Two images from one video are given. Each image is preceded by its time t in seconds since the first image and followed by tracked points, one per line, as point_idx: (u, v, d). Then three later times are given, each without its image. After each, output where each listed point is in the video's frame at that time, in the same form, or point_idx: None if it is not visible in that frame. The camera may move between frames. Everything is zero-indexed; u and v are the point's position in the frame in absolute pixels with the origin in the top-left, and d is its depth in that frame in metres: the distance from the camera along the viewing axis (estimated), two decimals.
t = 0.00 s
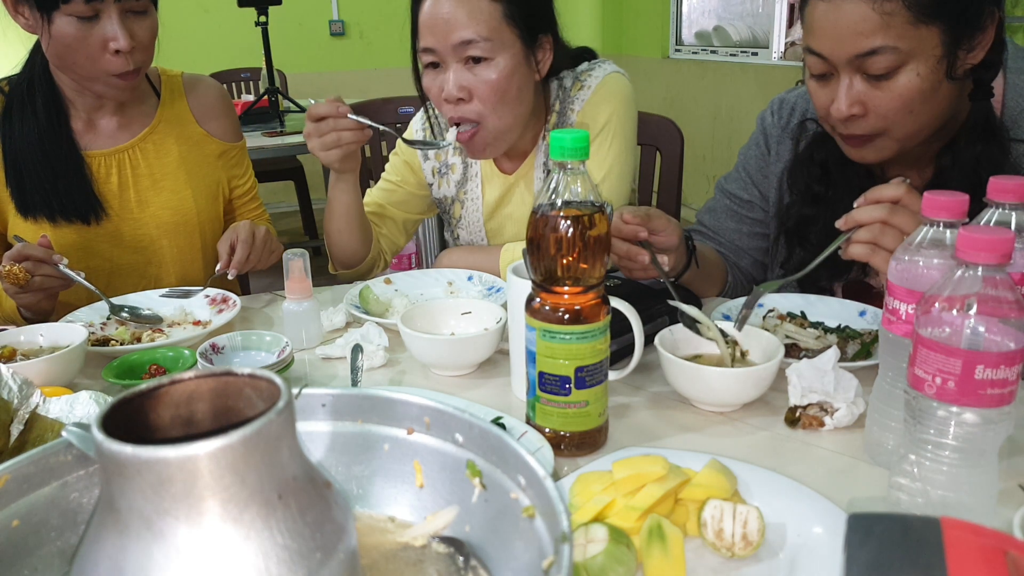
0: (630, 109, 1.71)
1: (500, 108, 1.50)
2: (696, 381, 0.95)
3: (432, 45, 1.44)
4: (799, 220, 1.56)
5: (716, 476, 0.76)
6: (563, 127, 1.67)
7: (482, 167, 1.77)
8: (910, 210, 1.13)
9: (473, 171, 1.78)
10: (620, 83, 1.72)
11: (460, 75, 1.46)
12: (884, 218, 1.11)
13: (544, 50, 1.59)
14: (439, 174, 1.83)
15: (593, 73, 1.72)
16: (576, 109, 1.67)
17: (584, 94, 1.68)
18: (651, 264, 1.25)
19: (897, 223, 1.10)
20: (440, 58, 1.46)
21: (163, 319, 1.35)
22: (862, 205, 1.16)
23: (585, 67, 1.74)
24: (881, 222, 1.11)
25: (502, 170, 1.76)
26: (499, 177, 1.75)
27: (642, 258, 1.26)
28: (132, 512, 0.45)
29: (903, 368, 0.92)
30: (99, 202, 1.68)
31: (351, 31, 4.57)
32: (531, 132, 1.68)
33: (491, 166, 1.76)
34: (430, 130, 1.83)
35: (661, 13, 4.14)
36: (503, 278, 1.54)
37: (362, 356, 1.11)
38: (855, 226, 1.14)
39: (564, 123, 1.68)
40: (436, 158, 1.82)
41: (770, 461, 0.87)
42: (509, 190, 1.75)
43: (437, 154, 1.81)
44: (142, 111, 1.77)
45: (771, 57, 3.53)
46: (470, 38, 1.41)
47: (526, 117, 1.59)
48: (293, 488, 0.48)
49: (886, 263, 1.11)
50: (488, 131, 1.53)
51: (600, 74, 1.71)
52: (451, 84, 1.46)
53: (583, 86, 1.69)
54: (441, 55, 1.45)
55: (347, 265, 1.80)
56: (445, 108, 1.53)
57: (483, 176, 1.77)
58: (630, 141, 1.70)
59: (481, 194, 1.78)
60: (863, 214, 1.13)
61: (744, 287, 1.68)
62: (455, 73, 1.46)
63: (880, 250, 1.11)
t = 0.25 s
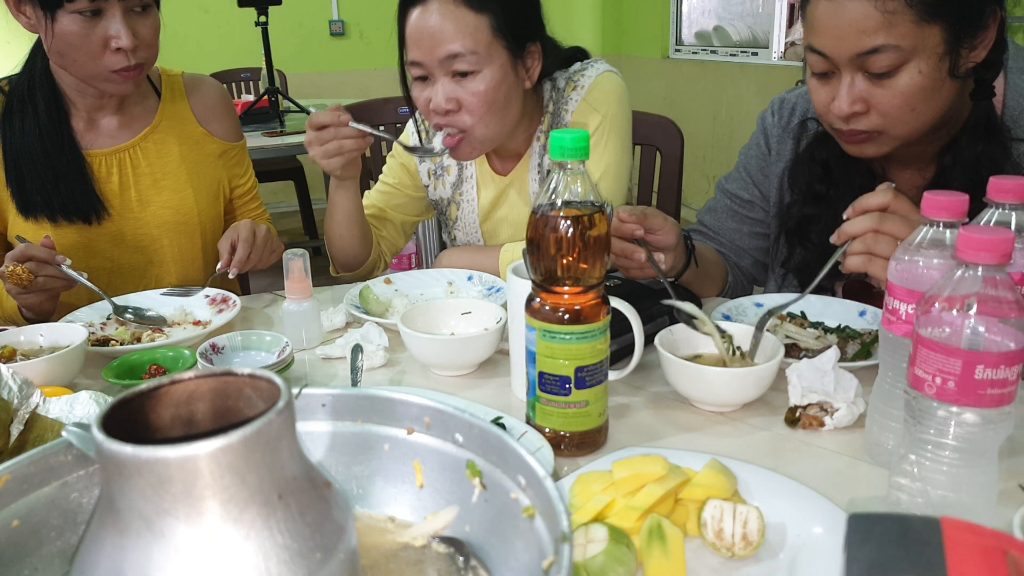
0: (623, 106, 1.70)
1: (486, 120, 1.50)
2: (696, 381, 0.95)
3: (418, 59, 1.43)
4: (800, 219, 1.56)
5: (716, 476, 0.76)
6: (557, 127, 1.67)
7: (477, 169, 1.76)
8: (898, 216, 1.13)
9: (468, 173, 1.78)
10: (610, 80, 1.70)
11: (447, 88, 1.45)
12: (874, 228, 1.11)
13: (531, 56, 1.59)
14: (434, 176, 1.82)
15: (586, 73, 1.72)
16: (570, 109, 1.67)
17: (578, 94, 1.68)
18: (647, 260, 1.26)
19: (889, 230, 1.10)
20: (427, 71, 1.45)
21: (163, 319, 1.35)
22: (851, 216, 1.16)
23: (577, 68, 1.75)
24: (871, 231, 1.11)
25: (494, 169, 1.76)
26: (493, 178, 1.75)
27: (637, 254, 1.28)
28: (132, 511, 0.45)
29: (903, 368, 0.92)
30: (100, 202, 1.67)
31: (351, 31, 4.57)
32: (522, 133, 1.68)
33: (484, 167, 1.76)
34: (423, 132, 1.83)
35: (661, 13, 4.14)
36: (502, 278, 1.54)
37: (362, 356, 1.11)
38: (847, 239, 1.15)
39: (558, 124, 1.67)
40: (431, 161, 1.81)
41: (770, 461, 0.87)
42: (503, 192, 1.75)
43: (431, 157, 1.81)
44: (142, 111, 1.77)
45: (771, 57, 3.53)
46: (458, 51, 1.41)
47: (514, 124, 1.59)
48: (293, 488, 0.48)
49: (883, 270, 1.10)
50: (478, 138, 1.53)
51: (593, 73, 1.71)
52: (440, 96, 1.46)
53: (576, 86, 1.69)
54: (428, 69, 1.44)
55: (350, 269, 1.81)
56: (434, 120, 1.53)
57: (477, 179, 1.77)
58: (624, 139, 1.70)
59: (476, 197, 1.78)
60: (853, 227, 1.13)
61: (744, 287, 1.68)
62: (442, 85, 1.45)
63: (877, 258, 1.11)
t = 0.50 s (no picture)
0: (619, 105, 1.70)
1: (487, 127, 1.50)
2: (696, 381, 0.95)
3: (416, 70, 1.44)
4: (799, 219, 1.56)
5: (716, 476, 0.76)
6: (556, 127, 1.67)
7: (475, 178, 1.76)
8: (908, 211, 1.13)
9: (465, 178, 1.78)
10: (604, 79, 1.70)
11: (446, 98, 1.45)
12: (884, 222, 1.11)
13: (526, 66, 1.59)
14: (432, 178, 1.84)
15: (583, 72, 1.72)
16: (568, 109, 1.67)
17: (575, 94, 1.68)
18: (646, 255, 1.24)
19: (898, 225, 1.10)
20: (424, 81, 1.45)
21: (163, 319, 1.35)
22: (858, 212, 1.16)
23: (574, 67, 1.75)
24: (882, 226, 1.11)
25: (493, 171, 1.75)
26: (490, 180, 1.75)
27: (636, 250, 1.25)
28: (132, 511, 0.45)
29: (903, 368, 0.92)
30: (100, 203, 1.67)
31: (351, 31, 4.57)
32: (521, 137, 1.68)
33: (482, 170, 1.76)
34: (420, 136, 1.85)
35: (661, 13, 4.14)
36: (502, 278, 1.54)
37: (362, 356, 1.11)
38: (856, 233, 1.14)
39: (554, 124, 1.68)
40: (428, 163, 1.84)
41: (770, 461, 0.87)
42: (501, 194, 1.75)
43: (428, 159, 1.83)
44: (143, 111, 1.77)
45: (770, 57, 3.53)
46: (455, 63, 1.41)
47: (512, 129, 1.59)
48: (293, 488, 0.48)
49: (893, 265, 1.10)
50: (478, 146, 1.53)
51: (590, 73, 1.70)
52: (439, 107, 1.46)
53: (573, 86, 1.69)
54: (426, 79, 1.45)
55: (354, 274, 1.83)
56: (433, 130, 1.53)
57: (475, 184, 1.77)
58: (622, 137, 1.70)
59: (474, 200, 1.79)
60: (862, 220, 1.13)
61: (744, 287, 1.68)
62: (441, 95, 1.45)
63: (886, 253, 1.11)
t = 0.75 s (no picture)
0: (620, 104, 1.70)
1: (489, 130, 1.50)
2: (696, 381, 0.95)
3: (419, 71, 1.44)
4: (799, 219, 1.56)
5: (716, 476, 0.76)
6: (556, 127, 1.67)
7: (476, 182, 1.77)
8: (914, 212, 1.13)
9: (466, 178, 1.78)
10: (604, 78, 1.70)
11: (448, 99, 1.45)
12: (891, 222, 1.10)
13: (528, 69, 1.58)
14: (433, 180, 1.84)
15: (584, 72, 1.72)
16: (569, 109, 1.67)
17: (576, 93, 1.68)
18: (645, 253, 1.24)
19: (904, 227, 1.10)
20: (427, 82, 1.45)
21: (163, 319, 1.35)
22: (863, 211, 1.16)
23: (575, 67, 1.74)
24: (888, 226, 1.11)
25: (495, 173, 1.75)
26: (491, 180, 1.75)
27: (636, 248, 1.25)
28: (132, 512, 0.45)
29: (903, 368, 0.92)
30: (100, 204, 1.67)
31: (350, 31, 4.57)
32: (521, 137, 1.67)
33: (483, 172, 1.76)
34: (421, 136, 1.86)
35: (660, 13, 4.14)
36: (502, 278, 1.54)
37: (362, 356, 1.11)
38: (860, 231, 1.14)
39: (555, 124, 1.67)
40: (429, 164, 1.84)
41: (769, 461, 0.87)
42: (501, 195, 1.75)
43: (429, 161, 1.84)
44: (142, 111, 1.77)
45: (770, 57, 3.53)
46: (458, 64, 1.41)
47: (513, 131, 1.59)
48: (293, 488, 0.48)
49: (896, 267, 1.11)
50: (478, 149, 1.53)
51: (591, 73, 1.71)
52: (441, 108, 1.46)
53: (574, 86, 1.69)
54: (428, 80, 1.45)
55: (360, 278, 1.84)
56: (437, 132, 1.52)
57: (475, 184, 1.78)
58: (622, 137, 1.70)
59: (474, 200, 1.79)
60: (869, 219, 1.12)
61: (744, 287, 1.68)
62: (444, 96, 1.45)
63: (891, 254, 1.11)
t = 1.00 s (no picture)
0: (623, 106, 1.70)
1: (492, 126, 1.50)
2: (695, 381, 0.95)
3: (424, 65, 1.43)
4: (798, 218, 1.56)
5: (716, 476, 0.76)
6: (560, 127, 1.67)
7: (477, 175, 1.78)
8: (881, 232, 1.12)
9: (468, 178, 1.79)
10: (608, 79, 1.70)
11: (453, 94, 1.46)
12: (860, 244, 1.10)
13: (534, 65, 1.59)
14: (434, 182, 1.84)
15: (588, 73, 1.72)
16: (573, 109, 1.67)
17: (580, 94, 1.68)
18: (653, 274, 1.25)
19: (873, 247, 1.10)
20: (432, 77, 1.45)
21: (163, 319, 1.35)
22: (829, 233, 1.15)
23: (580, 68, 1.75)
24: (858, 247, 1.10)
25: (497, 174, 1.76)
26: (494, 181, 1.75)
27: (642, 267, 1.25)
28: (132, 511, 0.45)
29: (903, 368, 0.92)
30: (100, 204, 1.67)
31: (351, 31, 4.57)
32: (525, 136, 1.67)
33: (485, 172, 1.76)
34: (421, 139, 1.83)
35: (660, 13, 4.15)
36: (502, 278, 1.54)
37: (362, 356, 1.11)
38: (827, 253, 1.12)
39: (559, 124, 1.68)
40: (431, 167, 1.83)
41: (769, 462, 0.87)
42: (502, 196, 1.75)
43: (431, 163, 1.83)
44: (142, 111, 1.77)
45: (770, 57, 3.53)
46: (463, 59, 1.41)
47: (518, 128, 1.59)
48: (293, 488, 0.48)
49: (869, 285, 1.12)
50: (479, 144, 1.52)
51: (596, 73, 1.71)
52: (445, 103, 1.46)
53: (579, 86, 1.69)
54: (433, 75, 1.45)
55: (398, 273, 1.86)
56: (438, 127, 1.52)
57: (477, 184, 1.79)
58: (624, 139, 1.70)
59: (476, 203, 1.80)
60: (837, 241, 1.11)
61: (743, 286, 1.68)
62: (448, 91, 1.46)
63: (862, 275, 1.12)
